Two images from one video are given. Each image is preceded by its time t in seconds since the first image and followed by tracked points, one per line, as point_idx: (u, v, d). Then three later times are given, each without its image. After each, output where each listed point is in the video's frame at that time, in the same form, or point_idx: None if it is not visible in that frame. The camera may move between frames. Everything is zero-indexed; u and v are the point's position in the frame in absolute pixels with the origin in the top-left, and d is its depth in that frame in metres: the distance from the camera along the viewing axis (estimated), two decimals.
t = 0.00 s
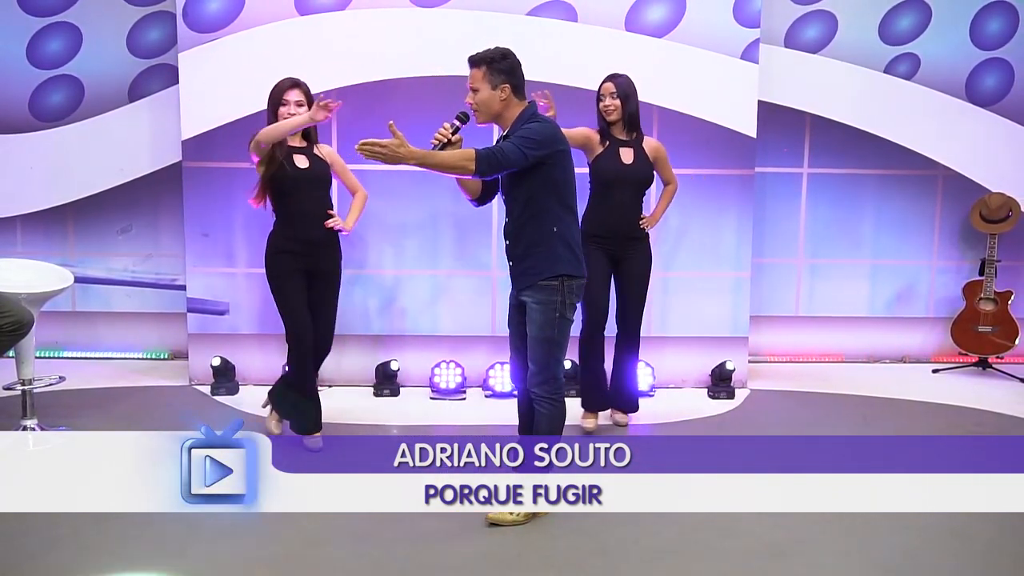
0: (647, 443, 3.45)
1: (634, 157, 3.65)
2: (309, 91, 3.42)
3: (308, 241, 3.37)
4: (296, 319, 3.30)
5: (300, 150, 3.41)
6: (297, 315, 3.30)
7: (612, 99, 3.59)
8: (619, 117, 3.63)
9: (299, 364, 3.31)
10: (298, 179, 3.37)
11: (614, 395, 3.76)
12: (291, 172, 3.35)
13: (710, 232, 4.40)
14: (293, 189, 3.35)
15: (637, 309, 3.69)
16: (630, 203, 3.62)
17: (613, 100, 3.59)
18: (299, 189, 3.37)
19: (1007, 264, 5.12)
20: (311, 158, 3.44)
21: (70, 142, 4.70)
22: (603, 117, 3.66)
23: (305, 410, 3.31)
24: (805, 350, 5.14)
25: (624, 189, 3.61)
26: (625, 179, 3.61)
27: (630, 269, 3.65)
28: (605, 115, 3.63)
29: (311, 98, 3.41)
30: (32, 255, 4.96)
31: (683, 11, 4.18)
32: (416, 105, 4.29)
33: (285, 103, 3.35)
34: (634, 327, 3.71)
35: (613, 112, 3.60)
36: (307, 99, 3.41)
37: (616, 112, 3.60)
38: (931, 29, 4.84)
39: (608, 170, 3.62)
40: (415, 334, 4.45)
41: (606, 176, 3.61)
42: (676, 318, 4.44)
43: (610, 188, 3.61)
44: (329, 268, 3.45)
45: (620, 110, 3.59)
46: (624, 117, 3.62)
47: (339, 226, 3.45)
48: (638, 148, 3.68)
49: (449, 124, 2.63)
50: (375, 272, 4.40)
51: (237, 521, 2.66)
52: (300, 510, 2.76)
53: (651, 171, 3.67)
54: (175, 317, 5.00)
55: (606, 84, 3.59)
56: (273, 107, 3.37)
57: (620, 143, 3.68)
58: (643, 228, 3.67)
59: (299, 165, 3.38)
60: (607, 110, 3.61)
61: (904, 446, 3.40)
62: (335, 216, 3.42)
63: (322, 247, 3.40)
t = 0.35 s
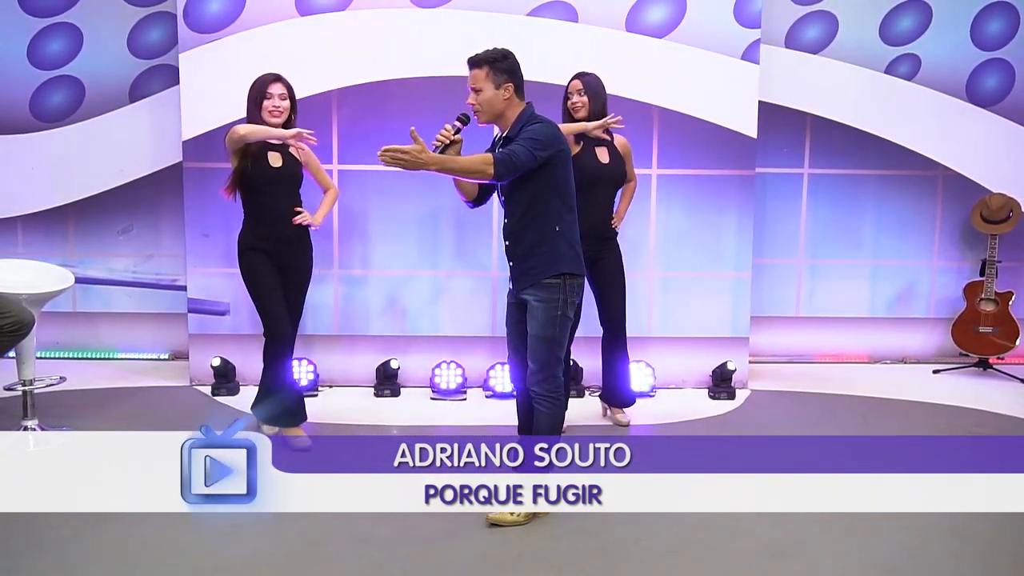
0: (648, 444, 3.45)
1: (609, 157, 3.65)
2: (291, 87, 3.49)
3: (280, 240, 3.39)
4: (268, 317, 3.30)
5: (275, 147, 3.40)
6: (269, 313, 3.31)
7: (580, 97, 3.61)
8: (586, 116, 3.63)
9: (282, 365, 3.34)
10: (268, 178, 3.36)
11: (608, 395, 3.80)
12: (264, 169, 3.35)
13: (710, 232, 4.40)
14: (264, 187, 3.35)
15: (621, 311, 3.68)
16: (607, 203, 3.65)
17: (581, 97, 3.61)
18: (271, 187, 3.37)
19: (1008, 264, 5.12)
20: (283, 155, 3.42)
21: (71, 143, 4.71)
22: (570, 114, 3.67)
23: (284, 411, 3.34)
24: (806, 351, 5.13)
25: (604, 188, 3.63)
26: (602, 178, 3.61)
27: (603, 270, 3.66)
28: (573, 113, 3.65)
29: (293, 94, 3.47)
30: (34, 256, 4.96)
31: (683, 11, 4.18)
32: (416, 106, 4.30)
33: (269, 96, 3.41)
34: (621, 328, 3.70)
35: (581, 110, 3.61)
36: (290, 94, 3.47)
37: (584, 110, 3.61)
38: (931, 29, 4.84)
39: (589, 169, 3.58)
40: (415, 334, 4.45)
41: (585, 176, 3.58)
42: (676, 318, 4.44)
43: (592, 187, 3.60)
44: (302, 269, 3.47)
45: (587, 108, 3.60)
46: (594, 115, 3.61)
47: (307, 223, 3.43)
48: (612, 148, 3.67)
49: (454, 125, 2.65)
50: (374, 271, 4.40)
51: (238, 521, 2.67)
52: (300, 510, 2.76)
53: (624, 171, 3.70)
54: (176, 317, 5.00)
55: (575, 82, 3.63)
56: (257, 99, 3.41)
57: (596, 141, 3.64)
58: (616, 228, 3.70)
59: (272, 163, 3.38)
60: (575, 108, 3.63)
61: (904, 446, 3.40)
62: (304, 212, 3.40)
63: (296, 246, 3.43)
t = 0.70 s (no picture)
0: (648, 444, 3.45)
1: (597, 155, 3.58)
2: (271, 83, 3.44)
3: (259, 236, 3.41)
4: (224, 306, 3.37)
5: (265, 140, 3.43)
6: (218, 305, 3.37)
7: (563, 97, 3.57)
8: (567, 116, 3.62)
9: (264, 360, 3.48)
10: (258, 172, 3.37)
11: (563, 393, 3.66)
12: (259, 163, 3.37)
13: (710, 233, 4.40)
14: (255, 180, 3.37)
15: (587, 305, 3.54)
16: (596, 204, 3.59)
17: (564, 97, 3.57)
18: (260, 181, 3.38)
19: (1009, 265, 5.11)
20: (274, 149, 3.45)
21: (72, 144, 4.72)
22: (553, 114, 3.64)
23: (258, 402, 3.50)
24: (807, 351, 5.13)
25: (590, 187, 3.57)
26: (589, 177, 3.55)
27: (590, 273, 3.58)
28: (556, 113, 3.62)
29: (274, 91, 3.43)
30: (35, 256, 4.97)
31: (684, 12, 4.18)
32: (416, 106, 4.30)
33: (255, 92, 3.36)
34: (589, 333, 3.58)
35: (563, 110, 3.58)
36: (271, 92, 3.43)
37: (566, 110, 3.59)
38: (932, 30, 4.84)
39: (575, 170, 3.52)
40: (416, 335, 4.45)
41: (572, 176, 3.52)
42: (677, 318, 4.44)
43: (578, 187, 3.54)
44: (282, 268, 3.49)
45: (569, 107, 3.57)
46: (574, 116, 3.58)
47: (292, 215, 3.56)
48: (598, 146, 3.62)
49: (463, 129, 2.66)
50: (374, 271, 4.40)
51: (238, 521, 2.67)
52: (300, 510, 2.77)
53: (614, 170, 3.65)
54: (177, 318, 5.01)
55: (558, 82, 3.59)
56: (243, 96, 3.34)
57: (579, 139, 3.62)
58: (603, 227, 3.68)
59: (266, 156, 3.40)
60: (558, 107, 3.60)
61: (905, 446, 3.40)
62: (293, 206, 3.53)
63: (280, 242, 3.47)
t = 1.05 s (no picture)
0: (648, 444, 3.45)
1: (606, 159, 3.60)
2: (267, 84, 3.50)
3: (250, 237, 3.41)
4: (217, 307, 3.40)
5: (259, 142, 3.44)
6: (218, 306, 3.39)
7: (572, 101, 3.60)
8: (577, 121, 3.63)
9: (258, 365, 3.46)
10: (249, 172, 3.38)
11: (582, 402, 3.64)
12: (253, 163, 3.39)
13: (710, 233, 4.40)
14: (247, 181, 3.38)
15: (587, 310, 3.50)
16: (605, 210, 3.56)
17: (573, 101, 3.60)
18: (253, 182, 3.40)
19: (1009, 265, 5.11)
20: (269, 151, 3.47)
21: (73, 144, 4.72)
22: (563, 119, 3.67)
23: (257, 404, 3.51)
24: (807, 351, 5.13)
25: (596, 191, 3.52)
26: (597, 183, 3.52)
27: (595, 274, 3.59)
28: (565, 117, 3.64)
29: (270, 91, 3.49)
30: (36, 257, 4.97)
31: (684, 12, 4.18)
32: (416, 106, 4.30)
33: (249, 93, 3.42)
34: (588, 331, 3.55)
35: (572, 114, 3.61)
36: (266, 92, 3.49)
37: (575, 115, 3.61)
38: (932, 30, 4.84)
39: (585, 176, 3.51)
40: (416, 335, 4.45)
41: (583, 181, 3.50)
42: (677, 318, 4.44)
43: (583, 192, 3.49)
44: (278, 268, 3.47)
45: (578, 112, 3.59)
46: (584, 121, 3.59)
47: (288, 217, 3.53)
48: (607, 150, 3.63)
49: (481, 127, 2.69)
50: (374, 272, 4.40)
51: (239, 521, 2.67)
52: (301, 510, 2.77)
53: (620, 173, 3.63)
54: (177, 318, 5.01)
55: (569, 86, 3.61)
56: (236, 97, 3.39)
57: (590, 144, 3.63)
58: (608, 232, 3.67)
59: (259, 157, 3.42)
60: (568, 112, 3.63)
61: (905, 446, 3.40)
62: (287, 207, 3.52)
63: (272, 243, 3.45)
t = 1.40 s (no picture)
0: (647, 444, 3.45)
1: (627, 160, 3.58)
2: (291, 88, 3.54)
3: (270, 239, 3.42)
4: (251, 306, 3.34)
5: (273, 148, 3.48)
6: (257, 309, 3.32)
7: (593, 101, 3.61)
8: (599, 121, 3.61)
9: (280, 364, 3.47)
10: (266, 177, 3.43)
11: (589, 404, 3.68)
12: (259, 168, 3.41)
13: (711, 233, 4.40)
14: (257, 185, 3.42)
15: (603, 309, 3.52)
16: (626, 211, 3.60)
17: (593, 101, 3.61)
18: (259, 187, 3.43)
19: (1009, 265, 5.11)
20: (284, 156, 3.49)
21: (73, 144, 4.72)
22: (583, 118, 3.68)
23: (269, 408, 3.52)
24: (807, 351, 5.13)
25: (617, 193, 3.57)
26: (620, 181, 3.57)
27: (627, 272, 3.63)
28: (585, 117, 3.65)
29: (293, 95, 3.52)
30: (36, 257, 4.97)
31: (684, 12, 4.18)
32: (416, 106, 4.30)
33: (269, 98, 3.46)
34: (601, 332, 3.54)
35: (593, 114, 3.60)
36: (290, 95, 3.52)
37: (595, 114, 3.60)
38: (932, 30, 4.83)
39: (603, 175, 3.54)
40: (416, 335, 4.45)
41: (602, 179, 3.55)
42: (677, 318, 4.44)
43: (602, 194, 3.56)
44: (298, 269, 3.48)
45: (599, 111, 3.59)
46: (605, 120, 3.59)
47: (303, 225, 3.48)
48: (629, 151, 3.60)
49: (507, 122, 2.49)
50: (374, 272, 4.40)
51: (239, 522, 2.66)
52: (301, 510, 2.76)
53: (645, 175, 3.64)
54: (177, 318, 5.01)
55: (588, 86, 3.64)
56: (256, 102, 3.45)
57: (612, 144, 3.60)
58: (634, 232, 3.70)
59: (269, 163, 3.44)
60: (588, 112, 3.63)
61: (905, 446, 3.40)
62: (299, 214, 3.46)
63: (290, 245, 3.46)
